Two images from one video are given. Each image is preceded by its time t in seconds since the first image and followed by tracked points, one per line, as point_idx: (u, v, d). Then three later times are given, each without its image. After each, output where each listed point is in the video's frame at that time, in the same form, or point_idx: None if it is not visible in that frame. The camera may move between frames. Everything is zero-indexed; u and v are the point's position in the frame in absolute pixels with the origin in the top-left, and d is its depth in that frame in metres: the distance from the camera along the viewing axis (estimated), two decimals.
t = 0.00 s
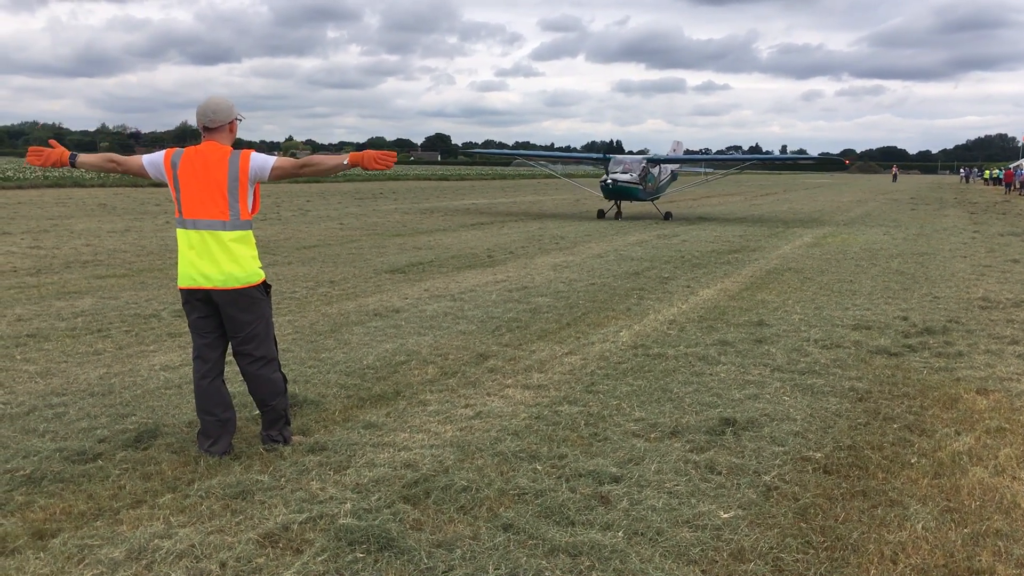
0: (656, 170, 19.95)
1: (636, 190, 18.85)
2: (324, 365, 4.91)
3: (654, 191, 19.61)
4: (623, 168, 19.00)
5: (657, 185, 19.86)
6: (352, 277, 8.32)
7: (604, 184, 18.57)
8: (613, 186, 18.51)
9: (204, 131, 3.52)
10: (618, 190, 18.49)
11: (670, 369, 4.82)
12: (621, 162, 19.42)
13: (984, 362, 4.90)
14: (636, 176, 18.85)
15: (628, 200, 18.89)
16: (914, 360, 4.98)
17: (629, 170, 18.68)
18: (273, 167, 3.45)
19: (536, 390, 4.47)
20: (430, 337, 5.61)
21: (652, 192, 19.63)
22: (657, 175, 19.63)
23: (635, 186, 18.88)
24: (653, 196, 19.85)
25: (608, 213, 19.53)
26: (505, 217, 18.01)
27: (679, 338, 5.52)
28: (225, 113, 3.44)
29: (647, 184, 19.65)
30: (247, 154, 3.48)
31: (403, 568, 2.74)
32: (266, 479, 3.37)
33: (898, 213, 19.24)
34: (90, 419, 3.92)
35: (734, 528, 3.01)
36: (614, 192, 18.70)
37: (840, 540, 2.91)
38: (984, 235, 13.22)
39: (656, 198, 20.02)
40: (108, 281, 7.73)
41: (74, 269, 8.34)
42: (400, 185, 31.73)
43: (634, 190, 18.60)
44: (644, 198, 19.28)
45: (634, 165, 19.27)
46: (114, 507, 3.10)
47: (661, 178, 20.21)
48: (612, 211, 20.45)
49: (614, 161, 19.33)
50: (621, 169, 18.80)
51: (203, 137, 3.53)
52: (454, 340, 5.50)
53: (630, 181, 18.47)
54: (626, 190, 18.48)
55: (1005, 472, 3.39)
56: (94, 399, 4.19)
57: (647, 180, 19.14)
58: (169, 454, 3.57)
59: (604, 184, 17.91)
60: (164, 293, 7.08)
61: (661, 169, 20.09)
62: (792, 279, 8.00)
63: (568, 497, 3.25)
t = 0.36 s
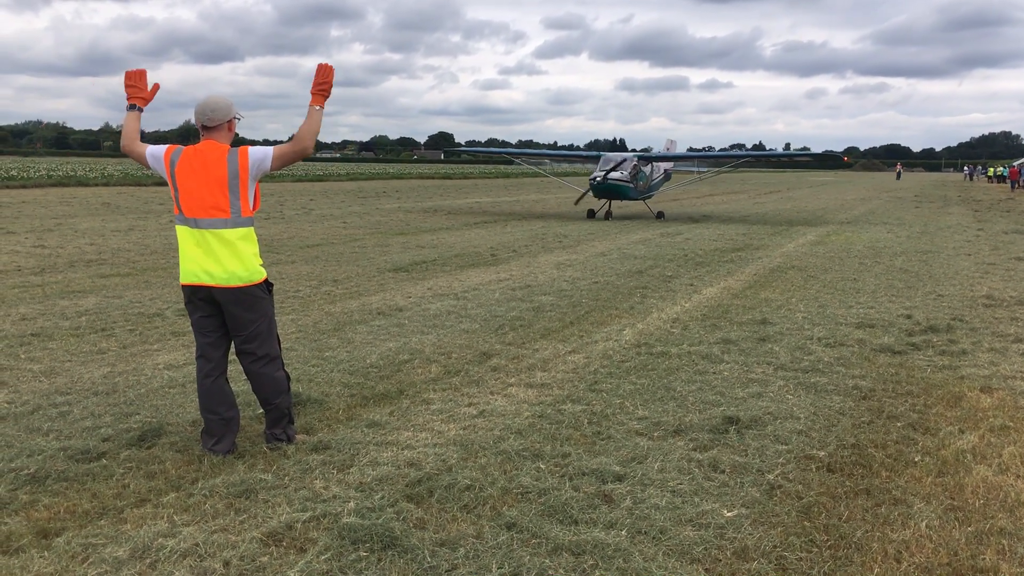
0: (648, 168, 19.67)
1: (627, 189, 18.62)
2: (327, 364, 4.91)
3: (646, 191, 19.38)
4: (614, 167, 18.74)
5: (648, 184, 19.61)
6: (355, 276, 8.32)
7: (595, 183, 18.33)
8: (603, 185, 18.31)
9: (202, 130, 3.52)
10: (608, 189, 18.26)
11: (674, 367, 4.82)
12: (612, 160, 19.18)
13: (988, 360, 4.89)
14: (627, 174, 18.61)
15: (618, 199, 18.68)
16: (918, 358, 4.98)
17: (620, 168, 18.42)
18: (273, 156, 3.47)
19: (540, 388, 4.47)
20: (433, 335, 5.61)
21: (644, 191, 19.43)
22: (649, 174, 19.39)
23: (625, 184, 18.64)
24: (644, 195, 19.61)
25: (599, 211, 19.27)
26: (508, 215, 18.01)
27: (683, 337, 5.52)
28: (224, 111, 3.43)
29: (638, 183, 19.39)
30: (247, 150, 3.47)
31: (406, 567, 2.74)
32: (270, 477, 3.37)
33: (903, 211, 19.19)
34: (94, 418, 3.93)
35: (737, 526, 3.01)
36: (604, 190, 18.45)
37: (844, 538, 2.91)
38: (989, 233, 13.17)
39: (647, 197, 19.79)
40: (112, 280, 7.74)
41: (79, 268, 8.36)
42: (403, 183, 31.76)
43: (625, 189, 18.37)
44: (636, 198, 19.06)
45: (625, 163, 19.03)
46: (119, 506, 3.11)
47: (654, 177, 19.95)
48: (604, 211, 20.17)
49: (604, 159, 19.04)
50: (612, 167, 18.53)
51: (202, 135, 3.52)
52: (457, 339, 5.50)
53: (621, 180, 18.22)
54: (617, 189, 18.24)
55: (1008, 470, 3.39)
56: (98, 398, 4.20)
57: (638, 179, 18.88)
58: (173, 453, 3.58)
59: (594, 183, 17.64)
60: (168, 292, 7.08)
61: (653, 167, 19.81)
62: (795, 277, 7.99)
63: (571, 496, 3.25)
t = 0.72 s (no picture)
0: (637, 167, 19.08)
1: (615, 188, 17.98)
2: (329, 364, 4.91)
3: (635, 190, 18.72)
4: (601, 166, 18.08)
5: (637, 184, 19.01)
6: (356, 276, 8.31)
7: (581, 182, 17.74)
8: (589, 185, 17.65)
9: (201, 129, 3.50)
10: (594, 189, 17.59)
11: (675, 366, 4.81)
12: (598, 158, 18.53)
13: (990, 359, 4.89)
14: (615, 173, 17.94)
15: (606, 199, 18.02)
16: (920, 357, 4.97)
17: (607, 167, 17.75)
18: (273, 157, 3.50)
19: (541, 388, 4.47)
20: (435, 335, 5.61)
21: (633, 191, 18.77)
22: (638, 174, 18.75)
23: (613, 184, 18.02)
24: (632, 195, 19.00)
25: (585, 212, 18.73)
26: (509, 215, 17.99)
27: (684, 336, 5.51)
28: (223, 111, 3.42)
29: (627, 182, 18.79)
30: (247, 150, 3.47)
31: (408, 568, 2.74)
32: (271, 478, 3.37)
33: (905, 210, 19.16)
34: (96, 418, 3.93)
35: (740, 526, 3.01)
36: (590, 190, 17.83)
37: (846, 537, 2.91)
38: (991, 231, 13.16)
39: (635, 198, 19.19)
40: (113, 280, 7.73)
41: (80, 269, 8.35)
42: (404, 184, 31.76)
43: (612, 189, 17.79)
44: (624, 198, 18.40)
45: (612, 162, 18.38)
46: (121, 507, 3.11)
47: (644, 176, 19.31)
48: (591, 211, 19.64)
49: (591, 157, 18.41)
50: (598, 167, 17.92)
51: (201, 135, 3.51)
52: (459, 339, 5.50)
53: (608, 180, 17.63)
54: (604, 189, 17.64)
55: (1011, 469, 3.38)
56: (99, 398, 4.20)
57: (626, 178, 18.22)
58: (175, 454, 3.58)
59: (581, 183, 17.09)
60: (169, 293, 7.08)
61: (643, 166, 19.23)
62: (797, 276, 7.98)
63: (573, 496, 3.25)
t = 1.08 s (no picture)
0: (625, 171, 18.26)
1: (603, 194, 17.15)
2: (331, 370, 4.90)
3: (623, 196, 17.93)
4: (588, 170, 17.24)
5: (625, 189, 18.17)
6: (357, 281, 8.31)
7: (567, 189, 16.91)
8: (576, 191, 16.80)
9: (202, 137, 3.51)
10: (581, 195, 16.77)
11: (677, 371, 4.82)
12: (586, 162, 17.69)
13: (991, 363, 4.88)
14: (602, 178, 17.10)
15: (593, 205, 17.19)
16: (921, 361, 4.97)
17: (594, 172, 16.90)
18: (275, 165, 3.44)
19: (543, 393, 4.47)
20: (436, 341, 5.61)
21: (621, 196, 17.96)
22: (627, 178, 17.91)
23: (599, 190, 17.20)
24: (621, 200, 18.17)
25: (571, 218, 17.97)
26: (510, 220, 18.00)
27: (686, 340, 5.51)
28: (224, 117, 3.42)
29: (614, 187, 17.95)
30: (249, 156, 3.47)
31: (410, 573, 2.74)
32: (273, 483, 3.37)
33: (906, 213, 19.17)
34: (98, 424, 3.93)
35: (742, 531, 3.01)
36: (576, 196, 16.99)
37: (848, 542, 2.91)
38: (991, 235, 13.17)
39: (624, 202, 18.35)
40: (114, 286, 7.74)
41: (81, 275, 8.35)
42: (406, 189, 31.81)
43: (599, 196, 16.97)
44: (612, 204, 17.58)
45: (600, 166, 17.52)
46: (123, 513, 3.11)
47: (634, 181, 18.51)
48: (579, 216, 18.94)
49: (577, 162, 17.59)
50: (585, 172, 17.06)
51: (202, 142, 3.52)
52: (460, 344, 5.49)
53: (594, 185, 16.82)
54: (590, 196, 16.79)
55: (1013, 473, 3.38)
56: (101, 404, 4.20)
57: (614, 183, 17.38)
58: (177, 460, 3.58)
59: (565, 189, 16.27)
60: (170, 299, 7.08)
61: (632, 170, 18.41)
62: (798, 281, 7.98)
63: (575, 501, 3.25)
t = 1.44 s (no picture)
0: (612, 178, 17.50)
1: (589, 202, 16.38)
2: (331, 377, 4.91)
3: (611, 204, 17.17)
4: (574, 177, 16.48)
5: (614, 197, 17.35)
6: (358, 289, 8.32)
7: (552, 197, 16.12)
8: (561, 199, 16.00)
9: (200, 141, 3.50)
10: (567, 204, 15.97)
11: (677, 379, 4.82)
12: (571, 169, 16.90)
13: (991, 371, 4.88)
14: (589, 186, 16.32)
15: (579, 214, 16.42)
16: (921, 369, 4.97)
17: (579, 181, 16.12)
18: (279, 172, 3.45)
19: (543, 401, 4.47)
20: (437, 348, 5.61)
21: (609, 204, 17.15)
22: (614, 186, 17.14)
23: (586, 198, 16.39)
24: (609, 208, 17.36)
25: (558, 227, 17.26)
26: (511, 227, 18.03)
27: (686, 348, 5.52)
28: (226, 126, 3.41)
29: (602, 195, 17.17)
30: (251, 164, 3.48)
31: None
32: (274, 491, 3.38)
33: (908, 221, 19.16)
34: (98, 431, 3.93)
35: (742, 539, 3.00)
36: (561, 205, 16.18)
37: (848, 550, 2.91)
38: (992, 243, 13.17)
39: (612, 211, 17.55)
40: (115, 293, 7.74)
41: (82, 282, 8.36)
42: (407, 195, 31.84)
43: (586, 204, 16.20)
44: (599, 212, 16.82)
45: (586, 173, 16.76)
46: (124, 520, 3.11)
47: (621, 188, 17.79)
48: (564, 225, 18.24)
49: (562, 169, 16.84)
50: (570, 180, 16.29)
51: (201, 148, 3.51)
52: (461, 351, 5.50)
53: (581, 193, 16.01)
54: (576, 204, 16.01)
55: (1013, 481, 3.38)
56: (101, 411, 4.20)
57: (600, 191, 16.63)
58: (178, 467, 3.58)
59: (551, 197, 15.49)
60: (171, 306, 7.08)
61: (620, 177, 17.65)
62: (798, 288, 7.99)
63: (575, 509, 3.25)
